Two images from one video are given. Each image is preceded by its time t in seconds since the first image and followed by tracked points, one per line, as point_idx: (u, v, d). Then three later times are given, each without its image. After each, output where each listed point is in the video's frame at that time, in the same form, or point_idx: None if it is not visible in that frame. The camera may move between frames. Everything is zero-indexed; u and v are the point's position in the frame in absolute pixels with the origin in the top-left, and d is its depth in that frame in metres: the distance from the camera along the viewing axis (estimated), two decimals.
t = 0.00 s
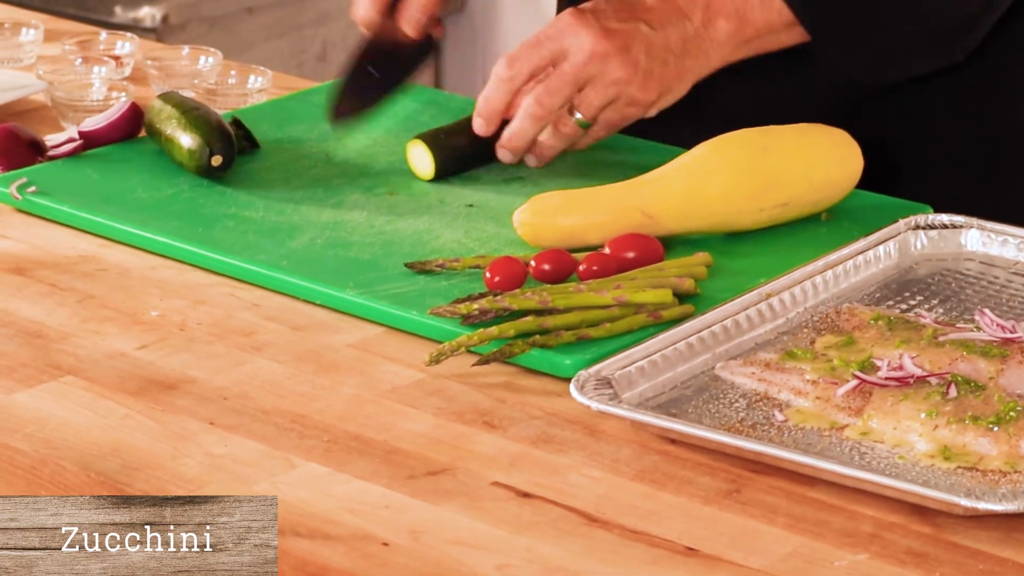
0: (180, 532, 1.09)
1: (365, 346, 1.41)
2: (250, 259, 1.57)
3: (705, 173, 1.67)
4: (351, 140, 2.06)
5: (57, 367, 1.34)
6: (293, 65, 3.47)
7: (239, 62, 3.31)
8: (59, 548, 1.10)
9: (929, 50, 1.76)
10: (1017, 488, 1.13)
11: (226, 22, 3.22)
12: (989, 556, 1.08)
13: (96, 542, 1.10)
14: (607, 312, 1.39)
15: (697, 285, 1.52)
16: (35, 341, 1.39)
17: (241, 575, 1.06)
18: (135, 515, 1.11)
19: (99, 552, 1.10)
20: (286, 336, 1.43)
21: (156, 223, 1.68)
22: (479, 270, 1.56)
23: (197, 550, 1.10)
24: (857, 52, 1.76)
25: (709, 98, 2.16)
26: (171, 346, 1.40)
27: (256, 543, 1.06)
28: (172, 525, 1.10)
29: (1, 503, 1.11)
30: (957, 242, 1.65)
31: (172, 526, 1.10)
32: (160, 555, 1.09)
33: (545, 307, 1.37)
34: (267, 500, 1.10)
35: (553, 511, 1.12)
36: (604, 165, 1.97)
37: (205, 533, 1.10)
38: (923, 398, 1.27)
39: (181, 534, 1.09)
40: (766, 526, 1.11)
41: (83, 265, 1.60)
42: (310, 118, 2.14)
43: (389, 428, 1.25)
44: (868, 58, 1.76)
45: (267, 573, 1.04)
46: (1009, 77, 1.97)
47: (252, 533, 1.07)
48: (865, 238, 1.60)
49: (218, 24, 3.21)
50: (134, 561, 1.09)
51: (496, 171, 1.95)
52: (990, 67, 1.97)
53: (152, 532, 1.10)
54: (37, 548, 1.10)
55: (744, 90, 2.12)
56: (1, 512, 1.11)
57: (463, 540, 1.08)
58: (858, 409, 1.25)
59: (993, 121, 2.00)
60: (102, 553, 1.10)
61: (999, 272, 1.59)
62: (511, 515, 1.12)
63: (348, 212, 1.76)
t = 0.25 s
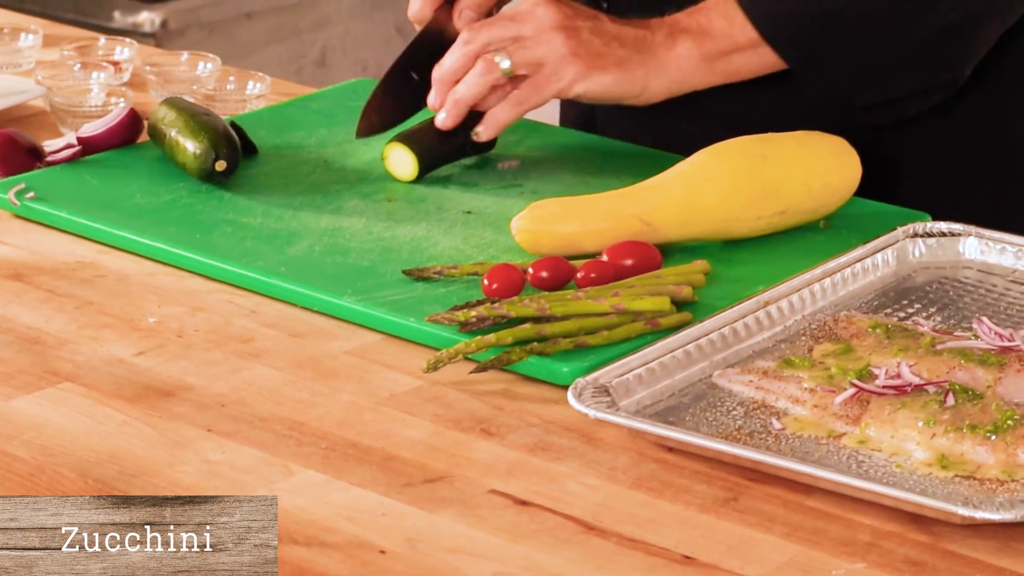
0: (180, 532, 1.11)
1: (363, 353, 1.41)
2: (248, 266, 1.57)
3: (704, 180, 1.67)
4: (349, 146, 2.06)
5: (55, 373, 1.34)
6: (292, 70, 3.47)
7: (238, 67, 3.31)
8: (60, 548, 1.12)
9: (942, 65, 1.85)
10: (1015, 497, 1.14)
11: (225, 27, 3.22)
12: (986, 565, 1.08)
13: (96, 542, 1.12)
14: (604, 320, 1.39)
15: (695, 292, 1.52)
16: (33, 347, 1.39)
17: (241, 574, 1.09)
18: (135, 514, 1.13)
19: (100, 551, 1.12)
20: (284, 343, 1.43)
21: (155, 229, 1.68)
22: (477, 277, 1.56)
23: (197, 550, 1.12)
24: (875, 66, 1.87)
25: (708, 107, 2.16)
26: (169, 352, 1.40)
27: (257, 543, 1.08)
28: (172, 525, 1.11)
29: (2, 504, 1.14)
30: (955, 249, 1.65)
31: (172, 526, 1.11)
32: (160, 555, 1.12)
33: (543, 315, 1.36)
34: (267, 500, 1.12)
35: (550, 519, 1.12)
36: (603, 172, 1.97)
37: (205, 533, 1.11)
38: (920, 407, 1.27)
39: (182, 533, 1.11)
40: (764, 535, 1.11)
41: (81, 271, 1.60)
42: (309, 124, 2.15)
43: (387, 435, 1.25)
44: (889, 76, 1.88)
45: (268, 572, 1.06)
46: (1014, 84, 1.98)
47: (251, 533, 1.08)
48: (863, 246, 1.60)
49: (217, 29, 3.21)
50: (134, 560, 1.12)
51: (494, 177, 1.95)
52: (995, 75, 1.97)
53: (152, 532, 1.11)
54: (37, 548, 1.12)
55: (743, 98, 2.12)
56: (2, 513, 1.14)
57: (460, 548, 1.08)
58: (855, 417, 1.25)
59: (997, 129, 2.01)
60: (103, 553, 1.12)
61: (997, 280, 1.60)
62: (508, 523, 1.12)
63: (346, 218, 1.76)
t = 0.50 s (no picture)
0: (180, 532, 1.14)
1: (357, 376, 1.41)
2: (243, 288, 1.58)
3: (698, 204, 1.67)
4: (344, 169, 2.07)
5: (49, 396, 1.34)
6: (289, 90, 3.47)
7: (236, 87, 3.30)
8: (59, 548, 1.14)
9: (927, 112, 1.88)
10: (1009, 521, 1.14)
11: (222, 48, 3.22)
12: None
13: (96, 542, 1.14)
14: (599, 343, 1.39)
15: (690, 315, 1.52)
16: (28, 369, 1.39)
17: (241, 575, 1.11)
18: (136, 514, 1.15)
19: (99, 552, 1.14)
20: (279, 365, 1.43)
21: (150, 251, 1.68)
22: (472, 300, 1.56)
23: (197, 550, 1.14)
24: (861, 113, 1.90)
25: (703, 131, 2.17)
26: (164, 375, 1.40)
27: (256, 543, 1.10)
28: (172, 525, 1.14)
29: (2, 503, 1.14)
30: (950, 273, 1.65)
31: (172, 526, 1.14)
32: (160, 555, 1.14)
33: (537, 338, 1.37)
34: (267, 500, 1.15)
35: (544, 542, 1.12)
36: (598, 196, 1.98)
37: (205, 533, 1.14)
38: (914, 430, 1.27)
39: (182, 533, 1.14)
40: (758, 559, 1.11)
41: (76, 293, 1.60)
42: (304, 146, 2.15)
43: (382, 458, 1.25)
44: (869, 123, 1.91)
45: (267, 572, 1.08)
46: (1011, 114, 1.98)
47: (252, 533, 1.11)
48: (858, 269, 1.61)
49: (213, 50, 3.21)
50: (134, 561, 1.13)
51: (489, 200, 1.96)
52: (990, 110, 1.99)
53: (152, 532, 1.14)
54: (37, 549, 1.14)
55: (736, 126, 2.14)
56: (1, 513, 1.14)
57: (454, 571, 1.08)
58: (850, 441, 1.26)
59: (992, 158, 2.01)
60: (103, 553, 1.14)
61: (992, 303, 1.60)
62: (502, 546, 1.12)
63: (341, 241, 1.77)
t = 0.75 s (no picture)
0: (180, 532, 1.14)
1: (350, 385, 1.41)
2: (236, 297, 1.57)
3: (690, 214, 1.67)
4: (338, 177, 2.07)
5: (42, 404, 1.34)
6: (281, 99, 3.48)
7: (229, 95, 3.30)
8: (59, 548, 1.12)
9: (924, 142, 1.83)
10: (1002, 531, 1.14)
11: (215, 56, 3.22)
12: None
13: (96, 542, 1.13)
14: (592, 352, 1.39)
15: (683, 324, 1.52)
16: (21, 377, 1.39)
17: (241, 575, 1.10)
18: (135, 514, 1.15)
19: (99, 552, 1.12)
20: (272, 374, 1.43)
21: (143, 260, 1.68)
22: (465, 308, 1.56)
23: (197, 550, 1.13)
24: (857, 143, 1.86)
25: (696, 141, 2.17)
26: (157, 383, 1.39)
27: (257, 543, 1.11)
28: (172, 525, 1.14)
29: (2, 503, 1.14)
30: (943, 282, 1.66)
31: (172, 526, 1.14)
32: (160, 555, 1.12)
33: (530, 346, 1.37)
34: (267, 501, 1.16)
35: (537, 551, 1.12)
36: (590, 205, 1.98)
37: (205, 533, 1.14)
38: (908, 439, 1.27)
39: (181, 533, 1.14)
40: (751, 568, 1.11)
41: (69, 301, 1.60)
42: (297, 154, 2.15)
43: (375, 466, 1.24)
44: (863, 153, 1.87)
45: (267, 572, 1.09)
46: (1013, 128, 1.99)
47: (252, 533, 1.12)
48: (851, 278, 1.61)
49: (206, 58, 3.20)
50: (134, 561, 1.12)
51: (482, 209, 1.96)
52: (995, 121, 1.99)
53: (152, 532, 1.14)
54: (37, 549, 1.12)
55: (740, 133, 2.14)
56: (1, 512, 1.14)
57: None
58: (843, 450, 1.26)
59: (990, 170, 2.01)
60: (102, 553, 1.12)
61: (985, 312, 1.60)
62: (495, 555, 1.11)
63: (334, 249, 1.77)
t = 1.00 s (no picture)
0: (180, 532, 1.14)
1: (344, 388, 1.41)
2: (230, 300, 1.57)
3: (685, 219, 1.67)
4: (332, 180, 2.06)
5: (35, 407, 1.33)
6: (275, 102, 3.47)
7: (223, 99, 3.30)
8: (59, 548, 1.13)
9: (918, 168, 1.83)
10: (997, 535, 1.14)
11: (210, 59, 3.21)
12: None
13: (96, 542, 1.13)
14: (586, 355, 1.39)
15: (677, 328, 1.52)
16: (14, 380, 1.39)
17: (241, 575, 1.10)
18: (136, 514, 1.16)
19: (99, 552, 1.13)
20: (265, 377, 1.43)
21: (137, 263, 1.68)
22: (459, 312, 1.56)
23: (197, 550, 1.14)
24: (849, 166, 1.84)
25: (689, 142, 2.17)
26: (151, 386, 1.39)
27: (256, 543, 1.11)
28: (172, 525, 1.15)
29: (2, 503, 1.14)
30: (938, 286, 1.66)
31: (172, 526, 1.15)
32: (160, 555, 1.13)
33: (524, 350, 1.36)
34: (267, 500, 1.16)
35: (531, 556, 1.12)
36: (584, 208, 1.97)
37: (205, 534, 1.15)
38: (902, 444, 1.27)
39: (181, 533, 1.14)
40: (745, 573, 1.11)
41: (63, 304, 1.59)
42: (292, 157, 2.15)
43: (368, 470, 1.24)
44: (855, 176, 1.86)
45: (267, 572, 1.09)
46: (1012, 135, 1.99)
47: (252, 533, 1.12)
48: (845, 282, 1.61)
49: (200, 60, 3.20)
50: (134, 561, 1.13)
51: (476, 212, 1.96)
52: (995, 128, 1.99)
53: (152, 532, 1.14)
54: (37, 548, 1.13)
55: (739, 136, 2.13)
56: (1, 513, 1.14)
57: None
58: (837, 454, 1.26)
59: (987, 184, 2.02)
60: (102, 553, 1.13)
61: (979, 317, 1.60)
62: (489, 559, 1.11)
63: (328, 252, 1.76)
